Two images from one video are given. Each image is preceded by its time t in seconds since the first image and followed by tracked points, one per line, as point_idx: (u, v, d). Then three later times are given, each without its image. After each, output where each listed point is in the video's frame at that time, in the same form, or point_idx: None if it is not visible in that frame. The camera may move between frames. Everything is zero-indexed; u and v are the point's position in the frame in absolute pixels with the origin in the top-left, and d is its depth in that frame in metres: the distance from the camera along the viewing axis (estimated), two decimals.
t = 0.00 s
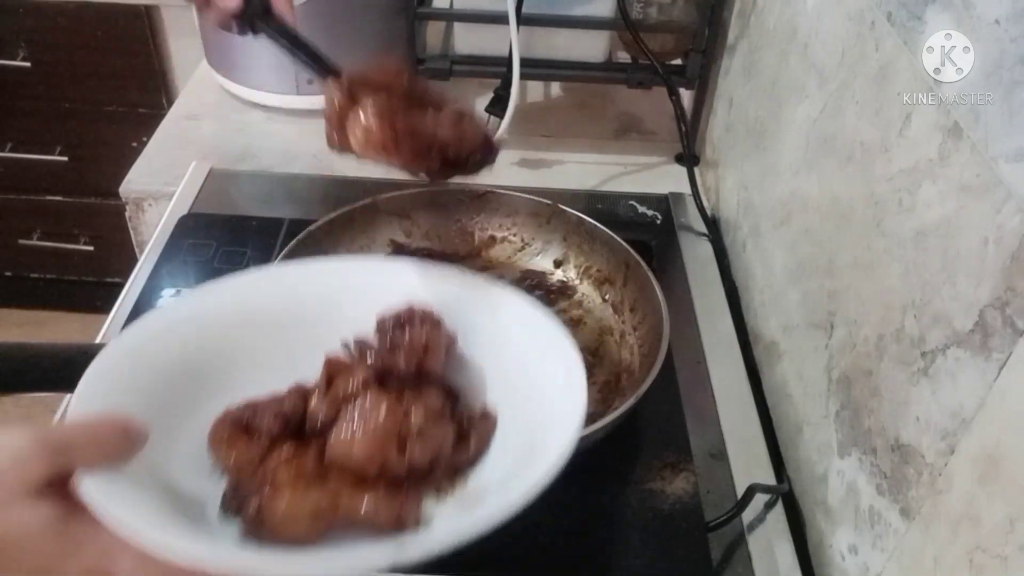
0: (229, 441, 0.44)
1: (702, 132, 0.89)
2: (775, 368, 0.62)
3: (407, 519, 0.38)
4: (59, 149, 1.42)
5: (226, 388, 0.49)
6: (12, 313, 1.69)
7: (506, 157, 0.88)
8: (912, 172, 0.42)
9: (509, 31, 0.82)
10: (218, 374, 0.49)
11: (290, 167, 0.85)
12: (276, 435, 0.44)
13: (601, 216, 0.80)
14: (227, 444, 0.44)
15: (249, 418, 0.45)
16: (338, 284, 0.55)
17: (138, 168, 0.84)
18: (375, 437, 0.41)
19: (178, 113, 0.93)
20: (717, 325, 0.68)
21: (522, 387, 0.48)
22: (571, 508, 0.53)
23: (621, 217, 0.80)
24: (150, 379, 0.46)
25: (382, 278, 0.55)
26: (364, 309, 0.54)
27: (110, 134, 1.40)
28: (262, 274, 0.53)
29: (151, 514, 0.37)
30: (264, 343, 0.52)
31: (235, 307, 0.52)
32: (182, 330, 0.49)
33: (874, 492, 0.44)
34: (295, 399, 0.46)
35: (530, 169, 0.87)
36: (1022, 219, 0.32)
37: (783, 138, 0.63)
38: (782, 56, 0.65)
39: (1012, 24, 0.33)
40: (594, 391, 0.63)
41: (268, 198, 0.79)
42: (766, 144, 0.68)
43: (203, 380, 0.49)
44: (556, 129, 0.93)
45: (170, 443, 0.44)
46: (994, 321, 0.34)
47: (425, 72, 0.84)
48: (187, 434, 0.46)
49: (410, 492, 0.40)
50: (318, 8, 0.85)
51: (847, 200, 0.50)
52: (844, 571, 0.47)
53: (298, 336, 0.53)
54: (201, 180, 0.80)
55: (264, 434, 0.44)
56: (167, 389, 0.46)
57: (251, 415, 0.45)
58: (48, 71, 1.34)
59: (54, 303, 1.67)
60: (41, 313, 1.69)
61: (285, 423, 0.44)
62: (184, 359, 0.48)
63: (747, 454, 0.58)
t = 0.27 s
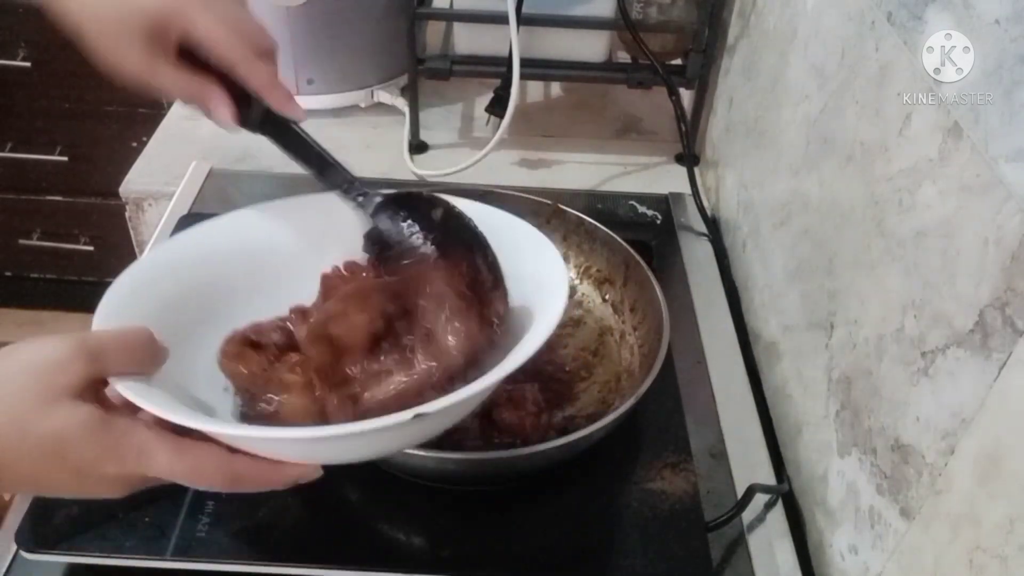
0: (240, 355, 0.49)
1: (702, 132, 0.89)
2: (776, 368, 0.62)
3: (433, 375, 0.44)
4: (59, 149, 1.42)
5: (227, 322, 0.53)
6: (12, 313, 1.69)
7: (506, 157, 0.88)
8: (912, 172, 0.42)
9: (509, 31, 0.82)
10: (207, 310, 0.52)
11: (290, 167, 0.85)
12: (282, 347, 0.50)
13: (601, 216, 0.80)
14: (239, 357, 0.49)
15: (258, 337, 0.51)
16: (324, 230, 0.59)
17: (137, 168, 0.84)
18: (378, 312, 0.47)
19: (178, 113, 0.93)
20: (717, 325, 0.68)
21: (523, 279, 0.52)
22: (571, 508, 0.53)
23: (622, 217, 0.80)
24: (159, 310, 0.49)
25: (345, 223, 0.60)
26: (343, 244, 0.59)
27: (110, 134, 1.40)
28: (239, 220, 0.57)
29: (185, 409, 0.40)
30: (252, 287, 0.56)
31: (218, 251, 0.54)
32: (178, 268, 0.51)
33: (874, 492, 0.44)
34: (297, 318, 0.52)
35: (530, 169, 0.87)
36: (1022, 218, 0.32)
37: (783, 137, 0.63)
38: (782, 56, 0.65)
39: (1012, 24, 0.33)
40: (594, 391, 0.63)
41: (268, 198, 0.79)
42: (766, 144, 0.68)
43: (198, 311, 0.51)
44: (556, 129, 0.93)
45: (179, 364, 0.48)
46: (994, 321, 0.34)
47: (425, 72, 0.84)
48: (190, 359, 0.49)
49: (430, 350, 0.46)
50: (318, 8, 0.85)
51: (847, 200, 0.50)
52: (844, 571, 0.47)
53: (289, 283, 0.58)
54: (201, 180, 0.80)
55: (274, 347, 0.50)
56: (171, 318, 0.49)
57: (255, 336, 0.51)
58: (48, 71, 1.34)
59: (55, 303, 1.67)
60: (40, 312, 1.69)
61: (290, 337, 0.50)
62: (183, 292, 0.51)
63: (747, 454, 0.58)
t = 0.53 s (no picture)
0: (227, 367, 0.48)
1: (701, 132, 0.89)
2: (775, 368, 0.62)
3: (436, 408, 0.43)
4: (59, 149, 1.42)
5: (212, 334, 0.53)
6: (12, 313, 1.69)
7: (506, 157, 0.88)
8: (912, 172, 0.42)
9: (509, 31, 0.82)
10: (194, 322, 0.52)
11: (290, 167, 0.85)
12: (270, 362, 0.49)
13: (601, 216, 0.80)
14: (226, 372, 0.48)
15: (246, 350, 0.49)
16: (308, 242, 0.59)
17: (137, 168, 0.84)
18: (380, 336, 0.45)
19: (178, 113, 0.93)
20: (717, 324, 0.69)
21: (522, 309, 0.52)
22: (571, 508, 0.53)
23: (621, 217, 0.80)
24: (146, 324, 0.48)
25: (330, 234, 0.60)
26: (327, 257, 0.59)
27: (110, 134, 1.40)
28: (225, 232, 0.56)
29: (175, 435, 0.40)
30: (236, 297, 0.55)
31: (204, 261, 0.54)
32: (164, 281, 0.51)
33: (874, 491, 0.44)
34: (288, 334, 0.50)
35: (530, 169, 0.87)
36: (1022, 218, 0.32)
37: (783, 137, 0.63)
38: (782, 55, 0.65)
39: (1012, 24, 0.33)
40: (595, 390, 0.63)
41: (268, 198, 0.79)
42: (766, 144, 0.68)
43: (184, 324, 0.51)
44: (555, 129, 0.93)
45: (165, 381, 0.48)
46: (994, 321, 0.34)
47: (425, 72, 0.85)
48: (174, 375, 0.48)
49: (432, 384, 0.44)
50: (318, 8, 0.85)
51: (847, 200, 0.50)
52: (844, 571, 0.47)
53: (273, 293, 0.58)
54: (201, 180, 0.80)
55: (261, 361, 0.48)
56: (157, 332, 0.49)
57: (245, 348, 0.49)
58: (48, 71, 1.34)
59: (50, 303, 1.65)
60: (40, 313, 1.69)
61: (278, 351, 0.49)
62: (170, 305, 0.50)
63: (747, 454, 0.58)
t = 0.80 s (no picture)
0: (216, 414, 0.42)
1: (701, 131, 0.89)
2: (775, 368, 0.62)
3: (430, 474, 0.37)
4: (59, 149, 1.42)
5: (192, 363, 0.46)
6: (12, 313, 1.69)
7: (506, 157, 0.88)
8: (912, 172, 0.42)
9: (509, 31, 0.82)
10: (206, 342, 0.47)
11: (290, 167, 0.85)
12: (264, 408, 0.43)
13: (601, 216, 0.80)
14: (217, 415, 0.42)
15: (238, 390, 0.43)
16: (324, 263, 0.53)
17: (137, 168, 0.84)
18: (372, 398, 0.40)
19: (178, 113, 0.93)
20: (717, 325, 0.68)
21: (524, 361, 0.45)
22: (570, 508, 0.53)
23: (621, 217, 0.80)
24: (148, 347, 0.44)
25: (352, 253, 0.53)
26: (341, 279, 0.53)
27: (110, 134, 1.40)
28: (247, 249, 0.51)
29: (161, 495, 0.35)
30: (251, 317, 0.50)
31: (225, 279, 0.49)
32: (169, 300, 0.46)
33: (874, 492, 0.44)
34: (283, 371, 0.45)
35: (530, 169, 0.87)
36: (1022, 218, 0.32)
37: (784, 137, 0.63)
38: (782, 55, 0.65)
39: (1012, 24, 0.33)
40: (594, 391, 0.63)
41: (268, 198, 0.79)
42: (766, 144, 0.68)
43: (185, 347, 0.46)
44: (555, 129, 0.93)
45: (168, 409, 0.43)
46: (994, 321, 0.34)
47: (425, 72, 0.85)
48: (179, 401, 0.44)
49: (424, 448, 0.39)
50: (319, 8, 0.85)
51: (847, 201, 0.50)
52: (844, 572, 0.47)
53: (269, 315, 0.51)
54: (201, 180, 0.80)
55: (250, 407, 0.42)
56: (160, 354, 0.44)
57: (237, 388, 0.43)
58: (48, 71, 1.34)
59: (57, 303, 1.67)
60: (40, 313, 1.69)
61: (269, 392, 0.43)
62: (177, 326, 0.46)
63: (747, 454, 0.58)
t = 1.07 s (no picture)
0: (172, 495, 0.42)
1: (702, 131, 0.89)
2: (775, 368, 0.62)
3: None
4: (59, 149, 1.42)
5: (157, 439, 0.44)
6: (12, 313, 1.69)
7: (506, 157, 0.89)
8: (912, 171, 0.42)
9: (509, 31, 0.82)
10: (171, 414, 0.45)
11: (290, 167, 0.85)
12: (220, 494, 0.42)
13: (601, 216, 0.80)
14: (170, 498, 0.42)
15: (197, 468, 0.43)
16: (324, 328, 0.49)
17: (137, 168, 0.84)
18: (330, 498, 0.38)
19: (178, 113, 0.93)
20: (717, 324, 0.68)
21: (512, 454, 0.43)
22: (570, 508, 0.53)
23: (621, 217, 0.80)
24: (105, 424, 0.42)
25: (360, 320, 0.49)
26: (342, 344, 0.49)
27: (110, 134, 1.40)
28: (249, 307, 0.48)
29: None
30: (232, 384, 0.48)
31: (215, 340, 0.47)
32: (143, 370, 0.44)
33: (874, 492, 0.44)
34: (251, 451, 0.44)
35: (530, 169, 0.87)
36: (1022, 219, 0.32)
37: (784, 138, 0.63)
38: (782, 56, 0.65)
39: (1012, 24, 0.33)
40: (593, 391, 0.63)
41: (268, 198, 0.79)
42: (766, 144, 0.68)
43: (148, 422, 0.44)
44: (556, 129, 0.93)
45: (110, 494, 0.41)
46: (994, 321, 0.34)
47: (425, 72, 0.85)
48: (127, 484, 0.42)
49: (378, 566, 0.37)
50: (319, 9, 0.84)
51: (847, 201, 0.50)
52: (844, 572, 0.47)
53: (257, 382, 0.48)
54: (201, 180, 0.81)
55: (212, 492, 0.42)
56: (117, 431, 0.43)
57: (197, 466, 0.43)
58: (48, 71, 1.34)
59: (54, 303, 1.66)
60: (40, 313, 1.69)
61: (232, 477, 0.42)
62: (143, 399, 0.44)
63: (747, 454, 0.58)
